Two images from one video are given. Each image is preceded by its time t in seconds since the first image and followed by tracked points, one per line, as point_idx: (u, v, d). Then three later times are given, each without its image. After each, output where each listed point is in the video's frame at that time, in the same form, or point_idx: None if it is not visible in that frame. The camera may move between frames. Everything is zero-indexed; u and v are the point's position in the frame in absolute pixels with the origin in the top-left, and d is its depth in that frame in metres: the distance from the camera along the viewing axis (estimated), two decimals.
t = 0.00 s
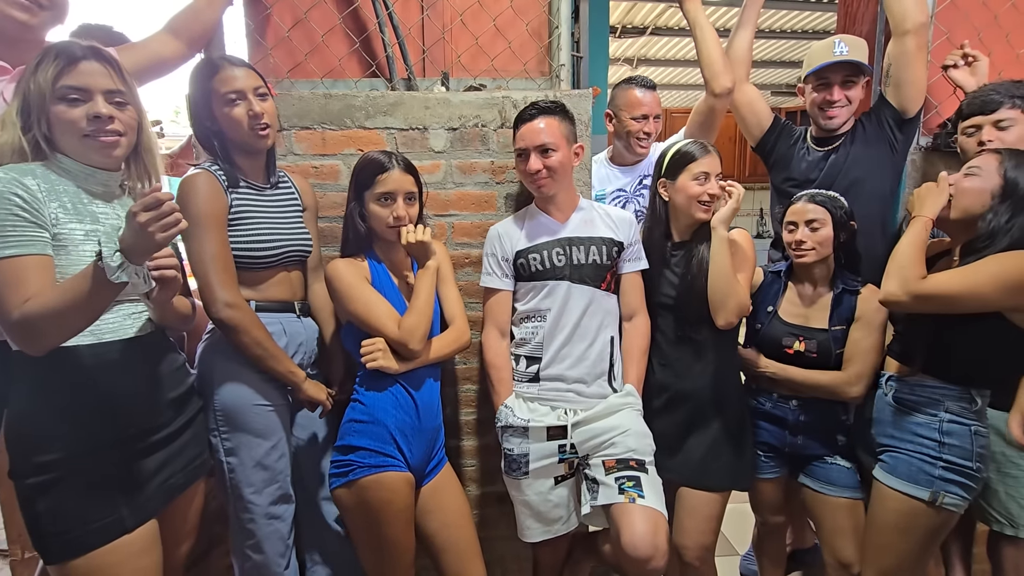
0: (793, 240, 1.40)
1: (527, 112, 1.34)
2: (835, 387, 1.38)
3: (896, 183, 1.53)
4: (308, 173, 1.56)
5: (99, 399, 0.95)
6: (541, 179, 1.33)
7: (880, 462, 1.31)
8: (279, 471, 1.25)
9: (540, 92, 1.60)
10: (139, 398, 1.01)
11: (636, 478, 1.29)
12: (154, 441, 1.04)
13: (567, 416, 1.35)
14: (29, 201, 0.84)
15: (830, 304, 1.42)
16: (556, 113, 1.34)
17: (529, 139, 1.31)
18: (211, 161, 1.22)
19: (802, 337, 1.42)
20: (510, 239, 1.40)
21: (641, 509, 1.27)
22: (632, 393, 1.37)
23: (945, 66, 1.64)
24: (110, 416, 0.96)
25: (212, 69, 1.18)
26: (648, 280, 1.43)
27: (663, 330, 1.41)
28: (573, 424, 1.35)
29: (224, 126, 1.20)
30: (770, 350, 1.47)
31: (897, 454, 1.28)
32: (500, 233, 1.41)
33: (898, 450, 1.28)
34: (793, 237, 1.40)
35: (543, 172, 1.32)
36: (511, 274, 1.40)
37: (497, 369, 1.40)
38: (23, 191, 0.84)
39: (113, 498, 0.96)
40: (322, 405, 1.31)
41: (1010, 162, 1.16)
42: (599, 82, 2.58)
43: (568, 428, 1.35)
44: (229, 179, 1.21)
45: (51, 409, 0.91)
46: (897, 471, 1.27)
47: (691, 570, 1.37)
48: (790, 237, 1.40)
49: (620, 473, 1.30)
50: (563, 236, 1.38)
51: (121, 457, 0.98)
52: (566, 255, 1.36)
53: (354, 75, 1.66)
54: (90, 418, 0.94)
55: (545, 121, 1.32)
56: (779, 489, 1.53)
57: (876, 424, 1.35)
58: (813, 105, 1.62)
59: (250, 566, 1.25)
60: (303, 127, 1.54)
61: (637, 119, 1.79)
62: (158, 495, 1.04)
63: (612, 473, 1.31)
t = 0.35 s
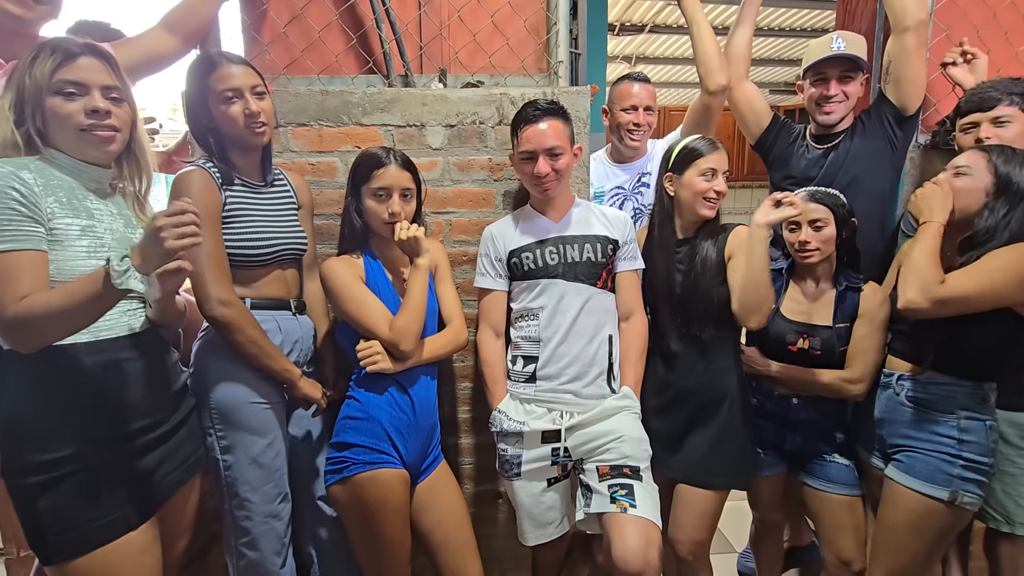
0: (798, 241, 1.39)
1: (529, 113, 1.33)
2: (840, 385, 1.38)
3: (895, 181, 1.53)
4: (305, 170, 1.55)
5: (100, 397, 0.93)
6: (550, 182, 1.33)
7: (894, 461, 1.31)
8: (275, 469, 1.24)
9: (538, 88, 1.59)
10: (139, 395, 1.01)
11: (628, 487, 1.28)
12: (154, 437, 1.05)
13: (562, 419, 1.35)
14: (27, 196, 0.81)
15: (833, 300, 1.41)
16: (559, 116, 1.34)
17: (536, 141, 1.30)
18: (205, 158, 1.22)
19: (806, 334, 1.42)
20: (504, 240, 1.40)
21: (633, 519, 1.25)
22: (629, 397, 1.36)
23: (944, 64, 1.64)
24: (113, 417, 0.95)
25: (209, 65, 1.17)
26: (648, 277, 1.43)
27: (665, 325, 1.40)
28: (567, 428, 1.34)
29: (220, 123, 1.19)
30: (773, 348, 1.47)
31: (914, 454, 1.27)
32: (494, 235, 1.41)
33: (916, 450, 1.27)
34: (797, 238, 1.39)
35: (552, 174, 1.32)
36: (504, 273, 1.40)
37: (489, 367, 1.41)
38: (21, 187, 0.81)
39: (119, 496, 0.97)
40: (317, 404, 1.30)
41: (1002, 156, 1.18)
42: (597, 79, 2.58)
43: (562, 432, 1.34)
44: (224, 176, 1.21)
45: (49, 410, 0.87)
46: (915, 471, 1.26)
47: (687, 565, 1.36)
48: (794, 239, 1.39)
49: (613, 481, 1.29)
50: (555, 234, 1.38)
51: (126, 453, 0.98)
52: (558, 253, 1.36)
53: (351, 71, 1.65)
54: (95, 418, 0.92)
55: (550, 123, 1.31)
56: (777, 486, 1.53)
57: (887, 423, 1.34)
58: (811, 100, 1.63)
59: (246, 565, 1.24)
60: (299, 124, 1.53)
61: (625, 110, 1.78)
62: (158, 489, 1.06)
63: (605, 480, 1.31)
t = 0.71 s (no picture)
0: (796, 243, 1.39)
1: (531, 112, 1.33)
2: (837, 384, 1.38)
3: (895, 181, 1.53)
4: (304, 170, 1.55)
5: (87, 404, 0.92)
6: (559, 177, 1.33)
7: (931, 462, 1.27)
8: (276, 470, 1.24)
9: (538, 88, 1.59)
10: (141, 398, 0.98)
11: (625, 480, 1.28)
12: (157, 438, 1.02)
13: (560, 417, 1.35)
14: (21, 200, 0.83)
15: (831, 298, 1.40)
16: (559, 113, 1.34)
17: (542, 139, 1.30)
18: (205, 158, 1.21)
19: (803, 332, 1.42)
20: (504, 238, 1.40)
21: (631, 512, 1.25)
22: (625, 394, 1.36)
23: (942, 63, 1.64)
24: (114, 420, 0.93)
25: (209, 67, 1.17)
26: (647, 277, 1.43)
27: (664, 324, 1.40)
28: (565, 425, 1.34)
29: (219, 124, 1.19)
30: (770, 345, 1.47)
31: (965, 456, 1.24)
32: (495, 231, 1.41)
33: (966, 452, 1.24)
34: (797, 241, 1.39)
35: (562, 169, 1.32)
36: (504, 272, 1.40)
37: (488, 365, 1.41)
38: (14, 190, 0.83)
39: (125, 500, 0.97)
40: (317, 400, 1.30)
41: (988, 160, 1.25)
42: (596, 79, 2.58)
43: (560, 429, 1.34)
44: (224, 178, 1.20)
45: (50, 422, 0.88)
46: (965, 473, 1.23)
47: (685, 564, 1.36)
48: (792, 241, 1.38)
49: (611, 475, 1.29)
50: (558, 234, 1.38)
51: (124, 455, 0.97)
52: (558, 254, 1.36)
53: (350, 72, 1.65)
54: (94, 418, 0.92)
55: (553, 120, 1.31)
56: (777, 485, 1.53)
57: (921, 429, 1.30)
58: (810, 98, 1.64)
59: (247, 566, 1.24)
60: (299, 124, 1.53)
61: (625, 108, 1.78)
62: (165, 490, 1.05)
63: (602, 475, 1.31)
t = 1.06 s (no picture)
0: (791, 246, 1.40)
1: (525, 112, 1.33)
2: (837, 385, 1.39)
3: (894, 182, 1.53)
4: (304, 172, 1.56)
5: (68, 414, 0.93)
6: (558, 176, 1.33)
7: (956, 461, 1.26)
8: (277, 473, 1.25)
9: (537, 90, 1.59)
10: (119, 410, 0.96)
11: (628, 476, 1.29)
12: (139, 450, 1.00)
13: (561, 417, 1.35)
14: (6, 205, 0.86)
15: (827, 297, 1.41)
16: (555, 112, 1.34)
17: (535, 140, 1.31)
18: (203, 161, 1.21)
19: (802, 332, 1.42)
20: (503, 240, 1.39)
21: (634, 507, 1.26)
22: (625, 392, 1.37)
23: (940, 64, 1.64)
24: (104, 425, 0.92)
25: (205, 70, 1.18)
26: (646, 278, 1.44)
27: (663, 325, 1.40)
28: (566, 424, 1.35)
29: (216, 127, 1.19)
30: (767, 348, 1.47)
31: (994, 453, 1.22)
32: (493, 234, 1.40)
33: (994, 449, 1.22)
34: (791, 243, 1.39)
35: (561, 167, 1.33)
36: (503, 274, 1.40)
37: (488, 366, 1.41)
38: None
39: (104, 512, 0.96)
40: (318, 400, 1.31)
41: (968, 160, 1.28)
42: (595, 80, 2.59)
43: (561, 428, 1.34)
44: (222, 180, 1.20)
45: (39, 430, 0.91)
46: (996, 471, 1.21)
47: (691, 564, 1.37)
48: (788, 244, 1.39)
49: (613, 471, 1.30)
50: (557, 236, 1.38)
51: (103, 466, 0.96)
52: (558, 257, 1.36)
53: (350, 73, 1.65)
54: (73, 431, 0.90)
55: (550, 118, 1.32)
56: (777, 486, 1.53)
57: (943, 429, 1.29)
58: (808, 98, 1.64)
59: (248, 568, 1.24)
60: (299, 126, 1.53)
61: (624, 108, 1.79)
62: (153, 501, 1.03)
63: (605, 472, 1.31)
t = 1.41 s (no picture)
0: (792, 243, 1.40)
1: (522, 113, 1.34)
2: (838, 382, 1.40)
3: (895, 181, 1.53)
4: (304, 172, 1.56)
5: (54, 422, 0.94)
6: (553, 175, 1.33)
7: (960, 458, 1.26)
8: (277, 473, 1.25)
9: (537, 90, 1.59)
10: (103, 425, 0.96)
11: (631, 467, 1.29)
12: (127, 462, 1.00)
13: (559, 415, 1.35)
14: None
15: (827, 296, 1.42)
16: (547, 115, 1.34)
17: (531, 141, 1.31)
18: (203, 161, 1.22)
19: (801, 330, 1.43)
20: (503, 239, 1.40)
21: (639, 497, 1.26)
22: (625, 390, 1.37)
23: (942, 63, 1.64)
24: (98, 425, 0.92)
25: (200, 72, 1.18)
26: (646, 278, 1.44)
27: (664, 325, 1.41)
28: (564, 421, 1.35)
29: (214, 128, 1.19)
30: (767, 346, 1.48)
31: (999, 450, 1.22)
32: (493, 234, 1.41)
33: (998, 445, 1.22)
34: (792, 240, 1.39)
35: (554, 169, 1.32)
36: (502, 273, 1.40)
37: (487, 366, 1.41)
38: None
39: (86, 521, 0.96)
40: (318, 402, 1.31)
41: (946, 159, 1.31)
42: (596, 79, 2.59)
43: (560, 425, 1.35)
44: (226, 181, 1.21)
45: (29, 436, 0.92)
46: (1000, 468, 1.21)
47: (690, 562, 1.37)
48: (789, 241, 1.39)
49: (615, 465, 1.30)
50: (556, 236, 1.38)
51: (86, 478, 0.96)
52: (557, 256, 1.36)
53: (350, 73, 1.65)
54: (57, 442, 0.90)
55: (541, 121, 1.32)
56: (777, 485, 1.53)
57: (948, 427, 1.29)
58: (806, 97, 1.64)
59: (248, 568, 1.25)
60: (299, 126, 1.53)
61: (624, 108, 1.79)
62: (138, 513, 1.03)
63: (608, 466, 1.31)
